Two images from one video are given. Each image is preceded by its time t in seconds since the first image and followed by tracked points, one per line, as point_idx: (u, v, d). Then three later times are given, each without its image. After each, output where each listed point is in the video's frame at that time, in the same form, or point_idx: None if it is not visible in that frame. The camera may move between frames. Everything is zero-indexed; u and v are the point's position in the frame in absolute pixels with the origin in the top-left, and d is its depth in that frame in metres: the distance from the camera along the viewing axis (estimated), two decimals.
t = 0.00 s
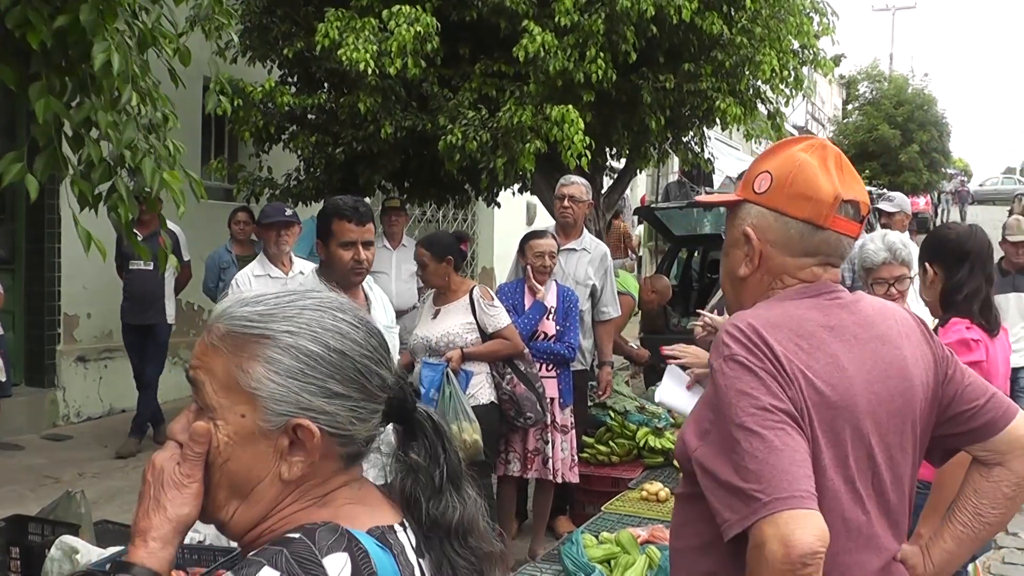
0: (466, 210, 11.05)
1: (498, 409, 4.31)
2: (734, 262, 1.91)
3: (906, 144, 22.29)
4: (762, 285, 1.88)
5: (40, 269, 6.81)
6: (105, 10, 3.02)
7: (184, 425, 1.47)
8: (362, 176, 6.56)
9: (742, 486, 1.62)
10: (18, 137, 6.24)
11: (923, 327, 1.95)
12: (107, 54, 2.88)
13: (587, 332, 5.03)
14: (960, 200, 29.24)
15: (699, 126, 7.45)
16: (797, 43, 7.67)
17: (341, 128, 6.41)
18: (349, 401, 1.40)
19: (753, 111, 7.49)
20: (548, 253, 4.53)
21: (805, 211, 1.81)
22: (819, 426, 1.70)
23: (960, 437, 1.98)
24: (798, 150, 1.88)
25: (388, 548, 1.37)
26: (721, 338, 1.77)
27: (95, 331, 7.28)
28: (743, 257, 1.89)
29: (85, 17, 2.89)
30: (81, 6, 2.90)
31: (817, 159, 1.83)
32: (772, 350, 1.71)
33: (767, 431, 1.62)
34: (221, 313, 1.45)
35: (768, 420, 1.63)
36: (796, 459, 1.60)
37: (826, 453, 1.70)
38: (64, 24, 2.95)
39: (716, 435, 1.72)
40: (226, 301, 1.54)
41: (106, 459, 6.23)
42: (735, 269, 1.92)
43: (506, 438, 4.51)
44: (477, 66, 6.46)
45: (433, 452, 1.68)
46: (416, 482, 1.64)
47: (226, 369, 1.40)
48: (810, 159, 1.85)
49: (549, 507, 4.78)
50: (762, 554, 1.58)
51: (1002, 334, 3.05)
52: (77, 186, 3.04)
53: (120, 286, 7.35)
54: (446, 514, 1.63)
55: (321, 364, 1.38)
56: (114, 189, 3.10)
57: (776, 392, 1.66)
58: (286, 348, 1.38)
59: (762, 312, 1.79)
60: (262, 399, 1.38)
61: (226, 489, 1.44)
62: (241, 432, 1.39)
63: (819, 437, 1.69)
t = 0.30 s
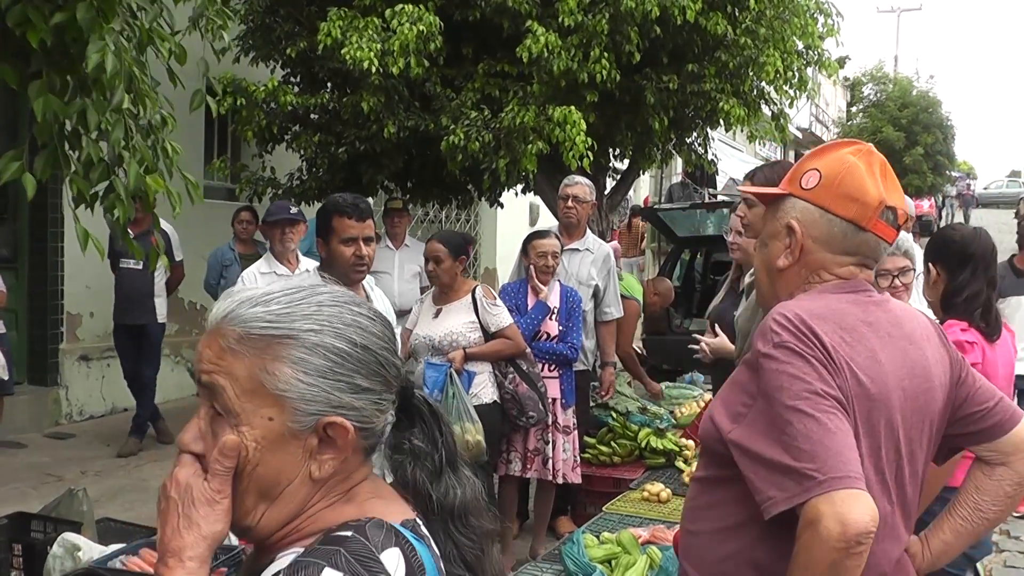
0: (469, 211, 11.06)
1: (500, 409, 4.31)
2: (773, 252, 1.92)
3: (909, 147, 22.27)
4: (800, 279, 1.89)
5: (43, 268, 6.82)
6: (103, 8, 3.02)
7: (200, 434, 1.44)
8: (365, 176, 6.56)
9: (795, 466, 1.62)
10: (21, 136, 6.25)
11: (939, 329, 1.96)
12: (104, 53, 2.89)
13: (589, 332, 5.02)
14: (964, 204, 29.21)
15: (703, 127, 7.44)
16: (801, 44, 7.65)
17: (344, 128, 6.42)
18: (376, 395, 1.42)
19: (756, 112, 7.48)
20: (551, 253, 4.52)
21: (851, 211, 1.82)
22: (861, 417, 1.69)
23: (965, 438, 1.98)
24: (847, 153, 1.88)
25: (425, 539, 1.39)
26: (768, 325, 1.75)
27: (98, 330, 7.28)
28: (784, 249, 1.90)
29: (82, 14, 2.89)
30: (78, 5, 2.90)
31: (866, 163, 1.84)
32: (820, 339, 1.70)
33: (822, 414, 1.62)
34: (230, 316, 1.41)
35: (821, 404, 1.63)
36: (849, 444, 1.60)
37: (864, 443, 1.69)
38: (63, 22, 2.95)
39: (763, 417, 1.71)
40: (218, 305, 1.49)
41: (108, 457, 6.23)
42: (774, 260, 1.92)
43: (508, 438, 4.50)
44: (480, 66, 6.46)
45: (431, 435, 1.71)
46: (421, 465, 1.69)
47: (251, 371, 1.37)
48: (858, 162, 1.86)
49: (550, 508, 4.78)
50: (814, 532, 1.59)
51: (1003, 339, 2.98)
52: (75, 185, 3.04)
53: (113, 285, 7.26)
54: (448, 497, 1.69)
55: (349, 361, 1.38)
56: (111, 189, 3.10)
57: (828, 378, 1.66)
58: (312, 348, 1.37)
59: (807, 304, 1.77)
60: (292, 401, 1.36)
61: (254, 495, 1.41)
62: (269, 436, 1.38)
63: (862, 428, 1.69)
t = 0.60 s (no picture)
0: (465, 209, 11.06)
1: (498, 407, 4.30)
2: (790, 251, 1.92)
3: (904, 140, 22.31)
4: (816, 276, 1.89)
5: (39, 271, 6.81)
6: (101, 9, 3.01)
7: (229, 448, 1.37)
8: (361, 176, 6.56)
9: (809, 448, 1.64)
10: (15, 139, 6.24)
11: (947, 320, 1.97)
12: (104, 53, 2.87)
13: (586, 330, 5.02)
14: (959, 196, 29.26)
15: (698, 123, 7.44)
16: (795, 39, 7.65)
17: (340, 128, 6.42)
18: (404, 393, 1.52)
19: (751, 108, 7.48)
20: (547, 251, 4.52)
21: (866, 212, 1.83)
22: (876, 404, 1.70)
23: (975, 429, 1.98)
24: (860, 155, 1.90)
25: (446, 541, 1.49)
26: (785, 315, 1.77)
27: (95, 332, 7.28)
28: (800, 248, 1.90)
29: (82, 14, 2.88)
30: (78, 4, 2.89)
31: (879, 165, 1.85)
32: (835, 327, 1.71)
33: (836, 398, 1.64)
34: (262, 315, 1.41)
35: (834, 389, 1.64)
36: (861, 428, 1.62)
37: (879, 426, 1.70)
38: (61, 24, 2.94)
39: (779, 403, 1.73)
40: (226, 308, 1.44)
41: (106, 460, 6.23)
42: (790, 258, 1.92)
43: (507, 436, 4.50)
44: (475, 65, 6.45)
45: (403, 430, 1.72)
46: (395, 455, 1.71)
47: (301, 374, 1.38)
48: (871, 165, 1.87)
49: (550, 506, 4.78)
50: (828, 508, 1.60)
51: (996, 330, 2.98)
52: (73, 188, 3.03)
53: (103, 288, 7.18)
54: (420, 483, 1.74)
55: (390, 359, 1.47)
56: (110, 191, 3.10)
57: (842, 365, 1.67)
58: (361, 348, 1.43)
59: (822, 295, 1.79)
60: (345, 402, 1.40)
61: (295, 509, 1.38)
62: (320, 441, 1.39)
63: (876, 416, 1.70)
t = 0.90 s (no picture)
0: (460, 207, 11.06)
1: (492, 406, 4.31)
2: (782, 248, 1.94)
3: (898, 137, 22.38)
4: (807, 274, 1.90)
5: (32, 268, 6.78)
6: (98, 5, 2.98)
7: (225, 473, 1.34)
8: (355, 173, 6.55)
9: (769, 447, 1.66)
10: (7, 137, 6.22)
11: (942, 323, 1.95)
12: (103, 49, 2.86)
13: (580, 328, 5.03)
14: (952, 193, 29.35)
15: (691, 120, 7.45)
16: (788, 37, 7.66)
17: (334, 126, 6.41)
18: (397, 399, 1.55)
19: (744, 106, 7.49)
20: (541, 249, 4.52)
21: (856, 210, 1.84)
22: (847, 403, 1.71)
23: (969, 431, 1.99)
24: (853, 153, 1.90)
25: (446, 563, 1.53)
26: (763, 312, 1.79)
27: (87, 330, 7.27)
28: (791, 245, 1.92)
29: (81, 10, 2.86)
30: None
31: (871, 164, 1.85)
32: (808, 326, 1.72)
33: (799, 399, 1.65)
34: (260, 322, 1.39)
35: (800, 389, 1.66)
36: (821, 429, 1.64)
37: (851, 425, 1.71)
38: (56, 20, 2.91)
39: (750, 400, 1.75)
40: (214, 315, 1.41)
41: (99, 458, 6.23)
42: (783, 255, 1.94)
43: (500, 434, 4.50)
44: (469, 63, 6.45)
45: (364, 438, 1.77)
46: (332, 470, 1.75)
47: (305, 385, 1.37)
48: (864, 163, 1.88)
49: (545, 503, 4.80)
50: (778, 509, 1.63)
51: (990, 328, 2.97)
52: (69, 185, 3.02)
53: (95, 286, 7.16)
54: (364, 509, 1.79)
55: (387, 364, 1.50)
56: (109, 185, 3.09)
57: (811, 364, 1.69)
58: (361, 352, 1.44)
59: (804, 293, 1.80)
60: (350, 412, 1.41)
61: (301, 533, 1.36)
62: (325, 457, 1.38)
63: (847, 415, 1.71)
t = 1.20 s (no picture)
0: (460, 208, 11.06)
1: (491, 408, 4.30)
2: (772, 247, 1.91)
3: (898, 140, 22.40)
4: (796, 273, 1.88)
5: (32, 267, 6.77)
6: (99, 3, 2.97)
7: (99, 544, 1.16)
8: (355, 174, 6.55)
9: (742, 449, 1.67)
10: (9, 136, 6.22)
11: (935, 330, 1.94)
12: (107, 47, 2.85)
13: (580, 330, 5.03)
14: (952, 196, 29.37)
15: (692, 122, 7.45)
16: (789, 39, 7.66)
17: (335, 126, 6.41)
18: (315, 421, 1.32)
19: (745, 108, 7.48)
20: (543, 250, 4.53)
21: (847, 210, 1.82)
22: (825, 407, 1.71)
23: (965, 443, 1.96)
24: (844, 154, 1.89)
25: None
26: (744, 313, 1.78)
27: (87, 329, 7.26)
28: (781, 245, 1.90)
29: (84, 9, 2.85)
30: None
31: (862, 163, 1.84)
32: (787, 329, 1.72)
33: (773, 402, 1.65)
34: (117, 365, 1.17)
35: (775, 393, 1.66)
36: (793, 433, 1.64)
37: (828, 430, 1.72)
38: (57, 18, 2.89)
39: (726, 402, 1.75)
40: (76, 361, 1.21)
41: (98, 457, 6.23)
42: (772, 255, 1.92)
43: (500, 435, 4.50)
44: (469, 64, 6.45)
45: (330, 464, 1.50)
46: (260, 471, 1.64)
47: (172, 437, 1.16)
48: (855, 164, 1.86)
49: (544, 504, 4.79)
50: (747, 514, 1.64)
51: (991, 332, 2.97)
52: (68, 182, 3.01)
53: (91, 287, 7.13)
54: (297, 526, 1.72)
55: (289, 389, 1.25)
56: (111, 183, 3.07)
57: (788, 368, 1.68)
58: (246, 385, 1.21)
59: (787, 295, 1.79)
60: (235, 459, 1.19)
61: None
62: (211, 513, 1.18)
63: (824, 419, 1.71)
